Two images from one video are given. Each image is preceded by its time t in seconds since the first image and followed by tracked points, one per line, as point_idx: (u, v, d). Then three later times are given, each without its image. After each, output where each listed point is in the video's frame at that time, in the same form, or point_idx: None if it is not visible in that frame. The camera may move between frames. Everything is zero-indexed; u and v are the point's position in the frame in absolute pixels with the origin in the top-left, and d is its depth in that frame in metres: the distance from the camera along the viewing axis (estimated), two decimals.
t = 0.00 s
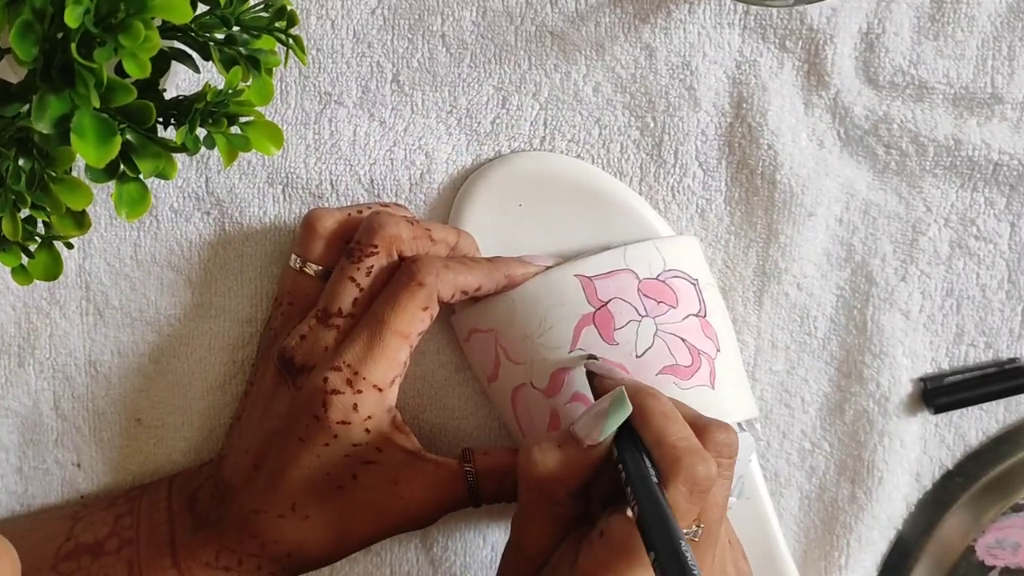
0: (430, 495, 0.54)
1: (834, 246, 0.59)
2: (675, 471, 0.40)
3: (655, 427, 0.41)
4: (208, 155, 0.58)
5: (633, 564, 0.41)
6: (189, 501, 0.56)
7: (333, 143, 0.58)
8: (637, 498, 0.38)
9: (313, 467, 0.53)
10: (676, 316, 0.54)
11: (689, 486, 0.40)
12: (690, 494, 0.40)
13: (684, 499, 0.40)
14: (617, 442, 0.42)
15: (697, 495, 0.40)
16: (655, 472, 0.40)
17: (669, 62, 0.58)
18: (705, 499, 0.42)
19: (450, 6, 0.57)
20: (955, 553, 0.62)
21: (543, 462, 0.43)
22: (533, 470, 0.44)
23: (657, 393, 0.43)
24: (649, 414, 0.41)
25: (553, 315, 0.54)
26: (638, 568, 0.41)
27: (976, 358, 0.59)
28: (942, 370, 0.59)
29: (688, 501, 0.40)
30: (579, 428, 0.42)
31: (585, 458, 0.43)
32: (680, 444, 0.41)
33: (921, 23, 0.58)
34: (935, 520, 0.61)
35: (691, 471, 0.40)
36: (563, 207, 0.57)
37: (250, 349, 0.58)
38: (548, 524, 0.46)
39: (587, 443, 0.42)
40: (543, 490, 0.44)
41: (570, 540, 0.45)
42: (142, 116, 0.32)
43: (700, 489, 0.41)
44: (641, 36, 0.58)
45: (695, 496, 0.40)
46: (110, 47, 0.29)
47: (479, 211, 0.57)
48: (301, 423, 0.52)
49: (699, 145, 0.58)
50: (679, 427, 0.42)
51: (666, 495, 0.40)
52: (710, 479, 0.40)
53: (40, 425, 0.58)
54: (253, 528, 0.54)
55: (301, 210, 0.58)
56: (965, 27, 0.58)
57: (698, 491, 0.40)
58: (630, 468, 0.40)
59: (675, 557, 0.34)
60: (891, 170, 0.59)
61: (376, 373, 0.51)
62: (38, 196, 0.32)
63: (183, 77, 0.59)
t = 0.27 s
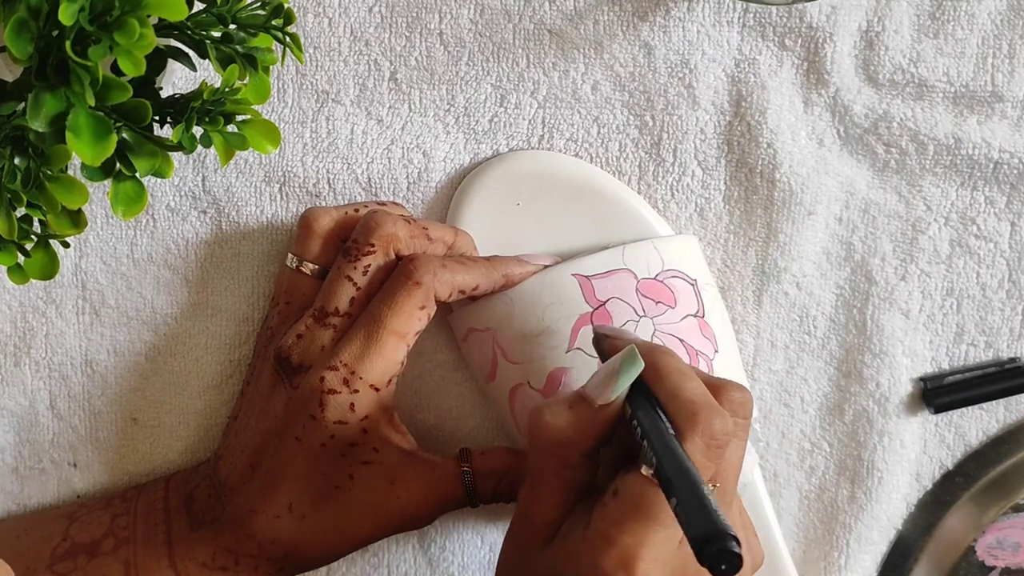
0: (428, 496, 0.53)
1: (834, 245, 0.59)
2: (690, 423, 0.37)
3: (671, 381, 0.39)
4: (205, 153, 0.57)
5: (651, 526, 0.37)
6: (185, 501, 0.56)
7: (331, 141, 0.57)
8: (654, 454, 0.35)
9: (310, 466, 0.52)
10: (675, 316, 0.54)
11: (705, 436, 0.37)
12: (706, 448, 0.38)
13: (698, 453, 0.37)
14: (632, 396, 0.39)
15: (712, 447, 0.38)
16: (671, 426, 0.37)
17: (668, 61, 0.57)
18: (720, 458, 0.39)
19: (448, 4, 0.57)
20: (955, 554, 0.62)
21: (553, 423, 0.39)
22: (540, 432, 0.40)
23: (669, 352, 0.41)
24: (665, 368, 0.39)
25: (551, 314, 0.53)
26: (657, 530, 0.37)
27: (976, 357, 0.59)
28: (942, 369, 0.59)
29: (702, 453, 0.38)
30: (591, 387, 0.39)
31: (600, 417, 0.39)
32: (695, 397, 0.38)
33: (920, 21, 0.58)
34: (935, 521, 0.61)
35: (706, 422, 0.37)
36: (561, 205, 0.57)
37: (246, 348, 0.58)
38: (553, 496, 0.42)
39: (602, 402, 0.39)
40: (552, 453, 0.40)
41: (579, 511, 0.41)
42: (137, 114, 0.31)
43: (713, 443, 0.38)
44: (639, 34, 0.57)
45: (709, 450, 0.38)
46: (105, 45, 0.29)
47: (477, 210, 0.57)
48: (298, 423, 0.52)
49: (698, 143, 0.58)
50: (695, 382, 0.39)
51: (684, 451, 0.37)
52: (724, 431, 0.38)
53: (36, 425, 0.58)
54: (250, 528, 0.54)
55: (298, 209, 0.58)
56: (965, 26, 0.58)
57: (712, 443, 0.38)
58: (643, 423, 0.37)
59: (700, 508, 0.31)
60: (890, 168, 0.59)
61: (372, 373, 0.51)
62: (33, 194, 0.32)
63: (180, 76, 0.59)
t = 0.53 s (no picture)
0: (426, 497, 0.53)
1: (834, 244, 0.58)
2: (663, 407, 0.38)
3: (645, 368, 0.40)
4: (202, 152, 0.57)
5: (628, 512, 0.38)
6: (182, 501, 0.55)
7: (328, 140, 0.57)
8: (627, 433, 0.36)
9: (308, 466, 0.52)
10: (674, 315, 0.54)
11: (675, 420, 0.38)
12: (681, 433, 0.38)
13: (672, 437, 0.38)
14: (608, 386, 0.40)
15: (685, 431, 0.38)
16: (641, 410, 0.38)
17: (667, 59, 0.57)
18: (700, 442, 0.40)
19: (446, 2, 0.57)
20: (955, 554, 0.61)
21: (533, 411, 0.41)
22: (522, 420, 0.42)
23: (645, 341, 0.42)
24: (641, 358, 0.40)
25: (549, 313, 0.53)
26: (634, 515, 0.38)
27: (977, 357, 0.59)
28: (942, 369, 0.59)
29: (675, 436, 0.38)
30: (568, 377, 0.40)
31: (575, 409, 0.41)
32: (669, 382, 0.39)
33: (921, 19, 0.57)
34: (934, 521, 0.60)
35: (680, 406, 0.38)
36: (560, 204, 0.57)
37: (243, 348, 0.58)
38: (539, 487, 0.43)
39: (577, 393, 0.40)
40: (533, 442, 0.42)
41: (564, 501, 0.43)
42: (133, 112, 0.31)
43: (686, 426, 0.38)
44: (638, 32, 0.57)
45: (684, 434, 0.38)
46: (101, 43, 0.29)
47: (475, 209, 0.56)
48: (296, 423, 0.52)
49: (697, 142, 0.58)
50: (670, 369, 0.40)
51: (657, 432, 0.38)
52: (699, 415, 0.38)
53: (32, 425, 0.57)
54: (248, 528, 0.53)
55: (295, 207, 0.57)
56: (965, 24, 0.57)
57: (685, 426, 0.38)
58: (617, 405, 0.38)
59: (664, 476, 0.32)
60: (891, 166, 0.58)
61: (370, 373, 0.51)
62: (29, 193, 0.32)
63: (177, 74, 0.58)
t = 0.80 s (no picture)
0: (424, 497, 0.53)
1: (834, 243, 0.58)
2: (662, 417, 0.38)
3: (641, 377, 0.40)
4: (199, 150, 0.57)
5: (629, 524, 0.38)
6: (180, 501, 0.55)
7: (326, 138, 0.57)
8: (626, 447, 0.36)
9: (306, 466, 0.52)
10: (674, 314, 0.54)
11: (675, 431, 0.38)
12: (680, 442, 0.38)
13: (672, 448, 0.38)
14: (604, 400, 0.40)
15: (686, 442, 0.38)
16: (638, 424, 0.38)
17: (666, 56, 0.57)
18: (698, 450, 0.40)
19: None
20: (955, 554, 0.61)
21: (524, 424, 0.41)
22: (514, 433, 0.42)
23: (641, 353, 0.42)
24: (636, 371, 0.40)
25: (548, 313, 0.53)
26: (634, 527, 0.38)
27: (977, 356, 0.59)
28: (943, 368, 0.59)
29: (675, 447, 0.38)
30: (564, 391, 0.41)
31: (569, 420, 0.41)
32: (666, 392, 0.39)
33: (921, 16, 0.57)
34: (935, 521, 0.60)
35: (678, 416, 0.38)
36: (559, 203, 0.56)
37: (241, 347, 0.57)
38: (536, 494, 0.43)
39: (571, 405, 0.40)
40: (529, 453, 0.42)
41: (562, 510, 0.42)
42: (130, 110, 0.30)
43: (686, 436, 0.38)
44: (637, 30, 0.57)
45: (684, 444, 0.38)
46: (98, 41, 0.28)
47: (473, 208, 0.56)
48: (294, 422, 0.51)
49: (697, 140, 0.57)
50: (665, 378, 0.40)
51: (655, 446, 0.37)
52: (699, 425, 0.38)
53: (29, 425, 0.57)
54: (245, 528, 0.53)
55: (293, 206, 0.57)
56: (966, 21, 0.57)
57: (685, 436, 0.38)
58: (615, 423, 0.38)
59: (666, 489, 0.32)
60: (891, 165, 0.58)
61: (368, 372, 0.51)
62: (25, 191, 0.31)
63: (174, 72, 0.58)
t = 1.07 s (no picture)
0: (423, 496, 0.53)
1: (833, 242, 0.58)
2: (663, 399, 0.38)
3: (646, 358, 0.40)
4: (196, 148, 0.56)
5: (623, 502, 0.38)
6: (177, 501, 0.55)
7: (324, 136, 0.56)
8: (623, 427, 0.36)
9: (304, 466, 0.51)
10: (673, 313, 0.53)
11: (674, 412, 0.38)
12: (679, 426, 0.38)
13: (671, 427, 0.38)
14: (608, 374, 0.40)
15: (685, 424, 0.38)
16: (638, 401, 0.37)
17: (665, 54, 0.57)
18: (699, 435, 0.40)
19: None
20: (956, 554, 0.61)
21: (532, 398, 0.42)
22: (523, 409, 0.42)
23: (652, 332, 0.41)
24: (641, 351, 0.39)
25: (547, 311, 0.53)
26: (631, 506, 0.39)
27: (978, 355, 0.59)
28: (943, 367, 0.58)
29: (674, 429, 0.38)
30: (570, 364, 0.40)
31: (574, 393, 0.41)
32: (669, 374, 0.39)
33: (921, 14, 0.57)
34: (935, 521, 0.60)
35: (679, 399, 0.38)
36: (557, 201, 0.56)
37: (238, 346, 0.57)
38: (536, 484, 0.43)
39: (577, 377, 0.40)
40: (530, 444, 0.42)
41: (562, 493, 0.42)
42: (127, 108, 0.30)
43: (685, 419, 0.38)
44: (636, 28, 0.57)
45: (683, 427, 0.38)
46: (95, 38, 0.28)
47: (472, 206, 0.56)
48: (292, 421, 0.51)
49: (696, 138, 0.57)
50: (669, 360, 0.40)
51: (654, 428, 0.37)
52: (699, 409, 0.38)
53: (25, 424, 0.57)
54: (242, 528, 0.53)
55: (291, 204, 0.57)
56: (966, 19, 0.57)
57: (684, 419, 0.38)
58: (617, 402, 0.38)
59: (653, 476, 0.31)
60: (891, 163, 0.58)
61: (367, 372, 0.50)
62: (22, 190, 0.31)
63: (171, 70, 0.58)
